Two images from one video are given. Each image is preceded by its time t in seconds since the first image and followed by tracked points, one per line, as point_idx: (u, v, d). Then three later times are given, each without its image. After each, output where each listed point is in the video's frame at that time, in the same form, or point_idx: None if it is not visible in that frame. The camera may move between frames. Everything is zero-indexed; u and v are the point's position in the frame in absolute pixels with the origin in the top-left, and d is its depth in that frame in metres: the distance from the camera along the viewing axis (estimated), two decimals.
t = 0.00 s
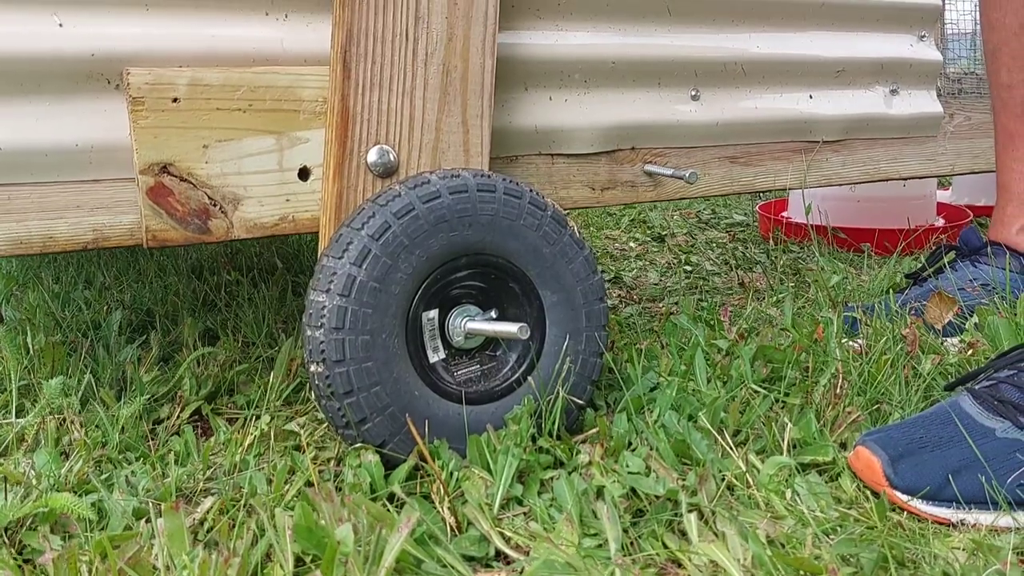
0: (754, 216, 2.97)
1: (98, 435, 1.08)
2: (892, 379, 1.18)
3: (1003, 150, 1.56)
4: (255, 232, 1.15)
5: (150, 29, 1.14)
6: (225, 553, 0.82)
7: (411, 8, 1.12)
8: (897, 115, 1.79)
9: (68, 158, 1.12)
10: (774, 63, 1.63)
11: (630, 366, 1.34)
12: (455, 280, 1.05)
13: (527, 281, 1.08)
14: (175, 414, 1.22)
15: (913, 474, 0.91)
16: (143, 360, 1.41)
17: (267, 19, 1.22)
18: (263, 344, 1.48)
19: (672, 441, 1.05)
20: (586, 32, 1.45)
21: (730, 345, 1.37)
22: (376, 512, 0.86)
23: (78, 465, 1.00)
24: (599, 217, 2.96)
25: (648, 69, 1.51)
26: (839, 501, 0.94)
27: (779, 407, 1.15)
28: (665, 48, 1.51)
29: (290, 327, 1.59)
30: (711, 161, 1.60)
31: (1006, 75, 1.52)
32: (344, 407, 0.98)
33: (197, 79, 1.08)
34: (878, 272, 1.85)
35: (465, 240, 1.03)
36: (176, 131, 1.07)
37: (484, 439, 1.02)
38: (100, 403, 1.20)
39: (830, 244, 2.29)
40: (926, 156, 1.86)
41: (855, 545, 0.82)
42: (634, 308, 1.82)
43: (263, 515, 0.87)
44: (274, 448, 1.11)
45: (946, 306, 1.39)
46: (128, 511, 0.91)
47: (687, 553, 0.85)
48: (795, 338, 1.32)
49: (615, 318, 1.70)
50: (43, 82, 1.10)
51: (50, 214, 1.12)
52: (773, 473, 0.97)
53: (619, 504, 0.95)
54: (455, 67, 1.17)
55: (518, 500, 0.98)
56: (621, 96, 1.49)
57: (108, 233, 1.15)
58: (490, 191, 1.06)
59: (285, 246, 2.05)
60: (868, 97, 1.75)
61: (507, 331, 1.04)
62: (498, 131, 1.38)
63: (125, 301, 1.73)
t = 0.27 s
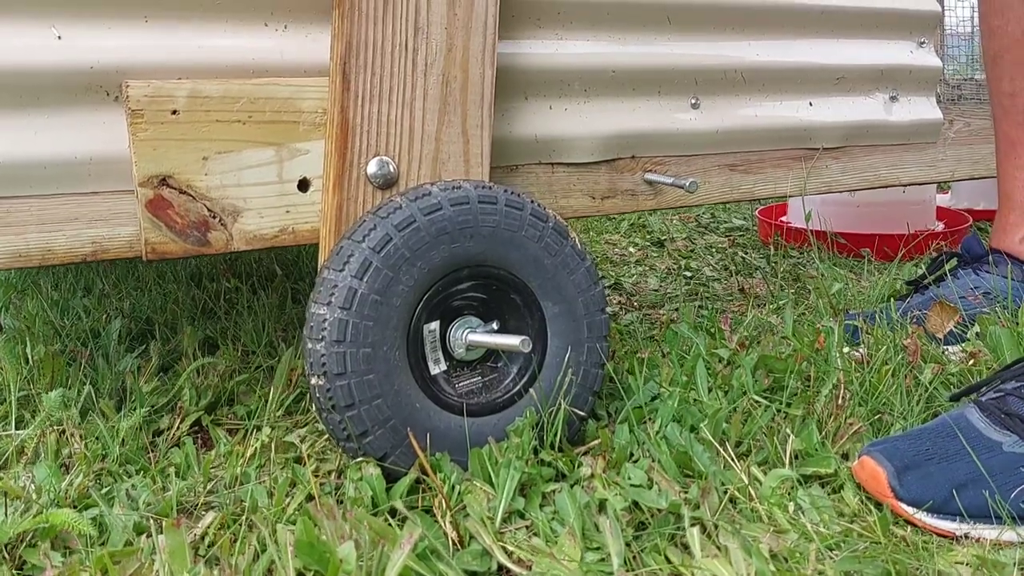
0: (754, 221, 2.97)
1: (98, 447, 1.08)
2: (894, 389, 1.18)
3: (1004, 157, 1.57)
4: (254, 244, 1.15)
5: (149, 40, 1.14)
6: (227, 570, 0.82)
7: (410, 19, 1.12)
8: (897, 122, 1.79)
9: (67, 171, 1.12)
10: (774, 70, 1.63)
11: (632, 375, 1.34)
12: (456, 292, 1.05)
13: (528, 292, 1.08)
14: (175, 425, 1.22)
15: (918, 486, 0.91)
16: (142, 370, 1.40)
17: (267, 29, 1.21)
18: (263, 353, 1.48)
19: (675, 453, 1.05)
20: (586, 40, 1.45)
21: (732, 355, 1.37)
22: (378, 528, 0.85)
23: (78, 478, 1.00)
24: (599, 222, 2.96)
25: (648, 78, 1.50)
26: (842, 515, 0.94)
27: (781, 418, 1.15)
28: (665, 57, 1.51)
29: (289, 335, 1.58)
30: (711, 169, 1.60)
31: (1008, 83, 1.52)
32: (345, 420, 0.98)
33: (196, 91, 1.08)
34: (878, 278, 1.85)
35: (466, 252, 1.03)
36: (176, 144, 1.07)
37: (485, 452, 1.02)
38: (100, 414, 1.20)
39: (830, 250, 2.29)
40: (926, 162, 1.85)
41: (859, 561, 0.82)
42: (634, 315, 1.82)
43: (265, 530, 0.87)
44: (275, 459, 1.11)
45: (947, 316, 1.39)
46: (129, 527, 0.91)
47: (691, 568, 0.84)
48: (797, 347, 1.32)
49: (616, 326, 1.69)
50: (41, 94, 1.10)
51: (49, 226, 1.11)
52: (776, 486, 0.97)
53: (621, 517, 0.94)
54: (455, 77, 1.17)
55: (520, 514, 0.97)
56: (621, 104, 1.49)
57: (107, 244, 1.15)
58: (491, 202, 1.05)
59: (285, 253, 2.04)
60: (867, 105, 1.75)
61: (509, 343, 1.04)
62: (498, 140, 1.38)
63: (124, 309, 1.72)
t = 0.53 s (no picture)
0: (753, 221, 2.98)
1: (102, 455, 1.08)
2: (896, 394, 1.18)
3: (1005, 160, 1.57)
4: (257, 251, 1.15)
5: (151, 47, 1.14)
6: None
7: (411, 26, 1.12)
8: (897, 124, 1.79)
9: (70, 179, 1.12)
10: (774, 74, 1.63)
11: (633, 380, 1.34)
12: (459, 300, 1.05)
13: (530, 299, 1.08)
14: (177, 432, 1.22)
15: (921, 495, 0.92)
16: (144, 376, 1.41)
17: (269, 36, 1.21)
18: (264, 358, 1.48)
19: (677, 459, 1.05)
20: (587, 44, 1.45)
21: (733, 359, 1.37)
22: (383, 537, 0.86)
23: (82, 488, 1.00)
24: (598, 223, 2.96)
25: (648, 82, 1.51)
26: (845, 522, 0.94)
27: (783, 424, 1.15)
28: (665, 61, 1.51)
29: (290, 340, 1.58)
30: (712, 172, 1.60)
31: (1008, 86, 1.53)
32: (349, 428, 0.98)
33: (199, 99, 1.08)
34: (879, 281, 1.85)
35: (469, 260, 1.03)
36: (178, 152, 1.07)
37: (488, 459, 1.02)
38: (103, 421, 1.20)
39: (830, 252, 2.29)
40: (926, 164, 1.86)
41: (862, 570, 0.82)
42: (635, 318, 1.82)
43: (268, 540, 0.87)
44: (278, 467, 1.11)
45: (948, 321, 1.40)
46: (134, 536, 0.91)
47: None
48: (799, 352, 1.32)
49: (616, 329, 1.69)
50: (44, 102, 1.10)
51: (52, 234, 1.11)
52: (778, 493, 0.97)
53: (624, 525, 0.95)
54: (457, 84, 1.17)
55: (523, 521, 0.97)
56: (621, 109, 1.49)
57: (110, 252, 1.15)
58: (493, 210, 1.06)
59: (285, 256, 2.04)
60: (867, 107, 1.76)
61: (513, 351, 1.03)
62: (500, 145, 1.38)
63: (125, 314, 1.72)
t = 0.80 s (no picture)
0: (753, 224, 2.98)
1: (107, 469, 1.08)
2: (899, 405, 1.19)
3: (1007, 169, 1.57)
4: (269, 260, 1.15)
5: (159, 58, 1.14)
6: None
7: (428, 40, 1.13)
8: (901, 127, 1.80)
9: (82, 190, 1.13)
10: (779, 78, 1.64)
11: (636, 390, 1.35)
12: (459, 314, 1.05)
13: (530, 311, 1.08)
14: (181, 443, 1.22)
15: (925, 509, 0.93)
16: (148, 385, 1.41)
17: (276, 45, 1.21)
18: (268, 367, 1.48)
19: (681, 470, 1.06)
20: (593, 51, 1.45)
21: (736, 368, 1.37)
22: (390, 554, 0.86)
23: (88, 502, 1.00)
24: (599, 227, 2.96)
25: (654, 88, 1.51)
26: (849, 535, 0.95)
27: (786, 434, 1.15)
28: (671, 66, 1.52)
29: (293, 347, 1.58)
30: (717, 176, 1.60)
31: (1010, 94, 1.53)
32: (352, 446, 0.98)
33: (210, 109, 1.08)
34: (879, 287, 1.86)
35: (467, 274, 1.03)
36: (190, 162, 1.08)
37: (493, 472, 1.03)
38: (108, 433, 1.20)
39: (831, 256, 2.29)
40: (929, 167, 1.86)
41: None
42: (636, 324, 1.82)
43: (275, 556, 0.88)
44: (283, 479, 1.11)
45: (950, 329, 1.40)
46: (140, 552, 0.91)
47: None
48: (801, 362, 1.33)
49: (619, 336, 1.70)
50: (57, 114, 1.10)
51: (65, 245, 1.12)
52: (782, 506, 0.97)
53: (629, 538, 0.95)
54: (472, 97, 1.17)
55: (529, 535, 0.98)
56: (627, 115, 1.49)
57: (123, 262, 1.15)
58: (491, 223, 1.06)
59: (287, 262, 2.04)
60: (872, 110, 1.76)
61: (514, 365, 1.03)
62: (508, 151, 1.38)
63: (128, 322, 1.72)
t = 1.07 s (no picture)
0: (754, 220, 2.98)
1: (116, 473, 1.09)
2: (903, 406, 1.19)
3: (1009, 165, 1.57)
4: (281, 259, 1.16)
5: (169, 59, 1.15)
6: None
7: (457, 50, 1.14)
8: (906, 122, 1.80)
9: (97, 191, 1.13)
10: (784, 74, 1.64)
11: (640, 391, 1.35)
12: (444, 322, 1.05)
13: (518, 312, 1.08)
14: (189, 445, 1.22)
15: (931, 511, 0.94)
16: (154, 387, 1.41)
17: (286, 46, 1.22)
18: (273, 369, 1.48)
19: (688, 473, 1.06)
20: (599, 47, 1.45)
21: (740, 369, 1.38)
22: (402, 559, 0.87)
23: (98, 508, 1.01)
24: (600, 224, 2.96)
25: (661, 84, 1.51)
26: (855, 538, 0.95)
27: (791, 437, 1.16)
28: (678, 62, 1.52)
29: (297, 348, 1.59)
30: (724, 172, 1.60)
31: (1014, 93, 1.53)
32: (351, 468, 0.99)
33: (222, 110, 1.08)
34: (881, 285, 1.87)
35: (449, 284, 1.02)
36: (204, 163, 1.08)
37: (501, 476, 1.04)
38: (116, 437, 1.21)
39: (834, 253, 2.30)
40: (933, 160, 1.86)
41: None
42: (638, 324, 1.82)
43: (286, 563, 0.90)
44: (291, 480, 1.11)
45: (953, 328, 1.40)
46: (150, 557, 0.92)
47: None
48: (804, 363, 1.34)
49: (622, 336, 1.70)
50: (72, 115, 1.11)
51: (81, 247, 1.12)
52: (788, 508, 0.99)
53: (636, 541, 0.95)
54: (493, 109, 1.18)
55: (537, 538, 0.98)
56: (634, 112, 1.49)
57: (137, 263, 1.16)
58: (467, 229, 1.05)
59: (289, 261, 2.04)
60: (877, 105, 1.76)
61: (505, 374, 1.03)
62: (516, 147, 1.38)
63: (132, 323, 1.72)
